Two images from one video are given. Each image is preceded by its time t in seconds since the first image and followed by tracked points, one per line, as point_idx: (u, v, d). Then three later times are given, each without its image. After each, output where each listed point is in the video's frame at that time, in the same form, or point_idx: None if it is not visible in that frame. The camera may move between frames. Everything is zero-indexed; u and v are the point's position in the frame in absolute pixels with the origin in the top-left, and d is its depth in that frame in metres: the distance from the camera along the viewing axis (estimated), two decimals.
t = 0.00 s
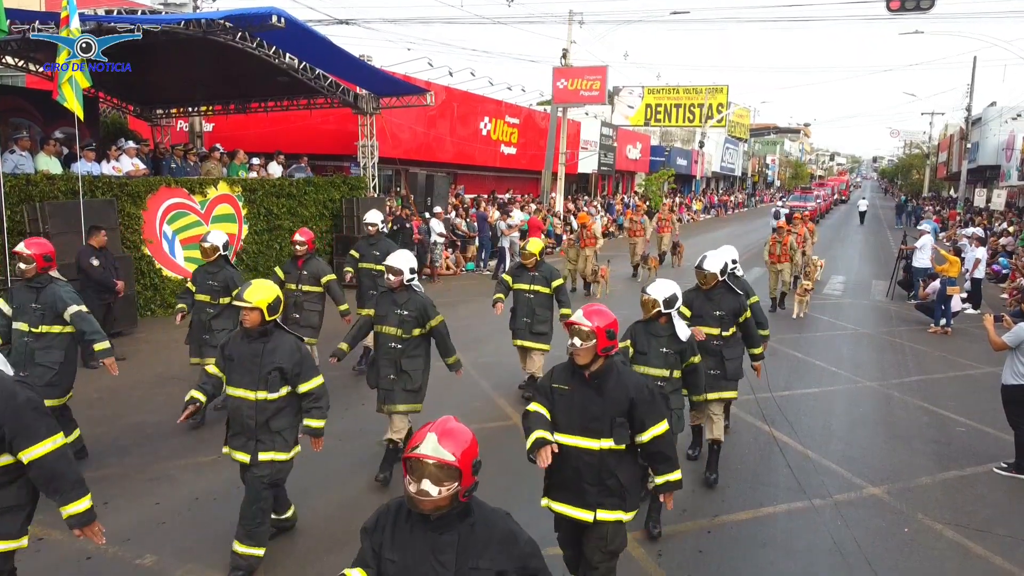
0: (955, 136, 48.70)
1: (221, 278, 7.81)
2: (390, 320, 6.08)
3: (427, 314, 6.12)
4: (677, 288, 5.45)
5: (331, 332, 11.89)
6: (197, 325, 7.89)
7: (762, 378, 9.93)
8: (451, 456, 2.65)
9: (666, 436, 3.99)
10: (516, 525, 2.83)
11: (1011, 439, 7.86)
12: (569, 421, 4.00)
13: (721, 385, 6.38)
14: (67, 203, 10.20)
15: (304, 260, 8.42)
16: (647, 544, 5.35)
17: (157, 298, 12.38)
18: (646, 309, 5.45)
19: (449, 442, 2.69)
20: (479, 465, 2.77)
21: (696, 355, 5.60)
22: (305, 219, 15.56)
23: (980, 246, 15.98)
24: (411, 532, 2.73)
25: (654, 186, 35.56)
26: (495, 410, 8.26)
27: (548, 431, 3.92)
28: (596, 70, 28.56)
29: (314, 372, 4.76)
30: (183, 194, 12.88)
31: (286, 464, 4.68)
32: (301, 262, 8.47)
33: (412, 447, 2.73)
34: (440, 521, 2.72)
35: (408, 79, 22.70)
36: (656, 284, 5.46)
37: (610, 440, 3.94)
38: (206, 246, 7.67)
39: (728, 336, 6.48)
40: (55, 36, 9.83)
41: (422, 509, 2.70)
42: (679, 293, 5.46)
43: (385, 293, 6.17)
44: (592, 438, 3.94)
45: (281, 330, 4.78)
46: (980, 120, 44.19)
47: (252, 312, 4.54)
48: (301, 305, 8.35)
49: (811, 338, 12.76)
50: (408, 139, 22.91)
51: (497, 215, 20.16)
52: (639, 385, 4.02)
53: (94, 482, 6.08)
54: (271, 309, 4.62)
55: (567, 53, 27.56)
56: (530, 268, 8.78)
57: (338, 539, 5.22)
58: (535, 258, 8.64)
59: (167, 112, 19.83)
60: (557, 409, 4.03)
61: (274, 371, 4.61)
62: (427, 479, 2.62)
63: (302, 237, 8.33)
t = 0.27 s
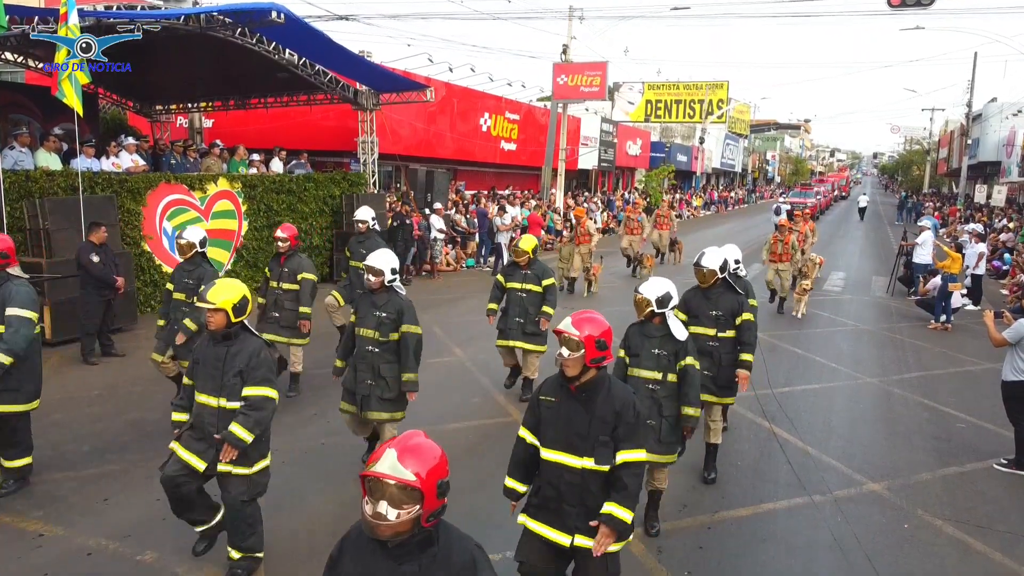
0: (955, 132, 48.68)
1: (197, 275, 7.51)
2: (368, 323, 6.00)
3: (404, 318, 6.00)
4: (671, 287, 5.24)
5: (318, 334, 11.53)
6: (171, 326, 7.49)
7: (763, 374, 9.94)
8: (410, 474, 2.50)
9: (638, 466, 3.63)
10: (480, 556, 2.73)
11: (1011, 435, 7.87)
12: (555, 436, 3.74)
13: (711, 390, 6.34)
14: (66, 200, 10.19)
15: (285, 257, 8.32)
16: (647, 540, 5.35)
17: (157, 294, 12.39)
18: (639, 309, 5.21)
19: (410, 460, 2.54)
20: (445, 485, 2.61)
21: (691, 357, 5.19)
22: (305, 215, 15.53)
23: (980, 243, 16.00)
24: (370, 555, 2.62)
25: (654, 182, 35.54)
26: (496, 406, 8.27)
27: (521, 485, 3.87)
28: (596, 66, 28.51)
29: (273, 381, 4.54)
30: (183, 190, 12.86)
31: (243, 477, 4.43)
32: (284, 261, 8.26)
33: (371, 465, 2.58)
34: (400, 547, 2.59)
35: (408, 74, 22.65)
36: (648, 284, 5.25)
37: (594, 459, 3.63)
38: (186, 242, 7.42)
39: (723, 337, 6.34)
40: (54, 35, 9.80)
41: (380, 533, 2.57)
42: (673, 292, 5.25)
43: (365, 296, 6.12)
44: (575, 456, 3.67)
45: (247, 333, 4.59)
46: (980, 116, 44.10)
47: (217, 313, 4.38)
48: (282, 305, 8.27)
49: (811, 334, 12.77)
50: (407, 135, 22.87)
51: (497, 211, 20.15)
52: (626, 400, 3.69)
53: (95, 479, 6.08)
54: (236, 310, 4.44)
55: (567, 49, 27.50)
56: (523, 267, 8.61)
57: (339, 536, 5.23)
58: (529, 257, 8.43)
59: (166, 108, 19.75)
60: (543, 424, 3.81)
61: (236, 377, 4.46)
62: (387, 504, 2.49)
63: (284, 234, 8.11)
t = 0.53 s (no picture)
0: (956, 128, 48.63)
1: (166, 278, 7.29)
2: (340, 327, 5.88)
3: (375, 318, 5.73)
4: (658, 291, 4.95)
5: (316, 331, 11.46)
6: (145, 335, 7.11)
7: (762, 370, 9.94)
8: (336, 519, 2.34)
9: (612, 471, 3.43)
10: None
11: (1011, 432, 7.87)
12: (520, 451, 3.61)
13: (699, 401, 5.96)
14: (65, 196, 10.17)
15: (261, 259, 8.11)
16: (647, 536, 5.35)
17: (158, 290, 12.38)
18: (624, 314, 4.94)
19: (337, 506, 2.37)
20: (379, 530, 2.43)
21: (676, 355, 4.93)
22: (305, 211, 15.51)
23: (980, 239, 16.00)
24: None
25: (654, 178, 35.51)
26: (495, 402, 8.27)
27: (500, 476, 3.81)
28: (597, 62, 28.45)
29: (221, 393, 4.16)
30: (182, 186, 12.84)
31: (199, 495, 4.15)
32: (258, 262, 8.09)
33: (296, 510, 2.45)
34: None
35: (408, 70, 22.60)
36: (633, 288, 4.95)
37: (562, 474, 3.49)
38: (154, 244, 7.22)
39: (713, 345, 5.99)
40: (54, 34, 9.78)
41: None
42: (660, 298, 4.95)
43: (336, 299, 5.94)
44: (541, 472, 3.54)
45: (196, 343, 4.22)
46: (981, 111, 44.00)
47: (164, 323, 4.04)
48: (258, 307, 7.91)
49: (811, 330, 12.78)
50: (407, 131, 22.83)
51: (497, 207, 20.14)
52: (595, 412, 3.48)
53: (95, 475, 6.08)
54: (185, 319, 4.09)
55: (567, 44, 27.42)
56: (508, 268, 8.20)
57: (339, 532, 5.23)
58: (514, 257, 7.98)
59: (166, 104, 19.67)
60: (510, 438, 3.67)
61: (185, 391, 4.10)
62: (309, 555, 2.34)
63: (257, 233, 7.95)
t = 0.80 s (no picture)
0: (956, 127, 48.62)
1: (137, 278, 7.12)
2: (311, 327, 5.57)
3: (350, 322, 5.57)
4: (645, 293, 4.76)
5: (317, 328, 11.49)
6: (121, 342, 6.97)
7: (762, 368, 9.96)
8: (257, 541, 2.39)
9: (595, 493, 3.20)
10: None
11: (1011, 430, 7.87)
12: (488, 468, 3.24)
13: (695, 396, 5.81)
14: (65, 194, 10.17)
15: (236, 257, 7.73)
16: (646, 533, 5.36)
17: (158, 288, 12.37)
18: (609, 316, 4.75)
19: (259, 526, 2.43)
20: (306, 551, 2.50)
21: (666, 369, 4.77)
22: (305, 209, 15.51)
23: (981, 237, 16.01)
24: None
25: (654, 177, 35.51)
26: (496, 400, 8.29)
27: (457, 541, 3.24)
28: (597, 60, 28.40)
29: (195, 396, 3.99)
30: (182, 184, 12.84)
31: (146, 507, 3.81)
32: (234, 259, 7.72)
33: (213, 533, 2.49)
34: None
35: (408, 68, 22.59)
36: (619, 289, 4.77)
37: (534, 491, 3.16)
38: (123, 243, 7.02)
39: (705, 345, 5.89)
40: (54, 33, 9.77)
41: None
42: (647, 298, 4.77)
43: (308, 299, 5.67)
44: (512, 488, 3.18)
45: (154, 346, 3.96)
46: (982, 109, 43.94)
47: (115, 324, 3.75)
48: (235, 308, 7.68)
49: (811, 328, 12.79)
50: (407, 129, 22.80)
51: (497, 206, 20.17)
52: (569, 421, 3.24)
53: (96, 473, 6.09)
54: (137, 320, 3.80)
55: (568, 42, 27.36)
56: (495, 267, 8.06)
57: (339, 529, 5.24)
58: (501, 254, 7.91)
59: (166, 102, 19.62)
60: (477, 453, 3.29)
61: (139, 396, 3.83)
62: None
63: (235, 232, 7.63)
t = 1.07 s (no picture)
0: (956, 127, 48.63)
1: (107, 285, 6.90)
2: (284, 337, 5.15)
3: (330, 330, 5.18)
4: (638, 304, 4.50)
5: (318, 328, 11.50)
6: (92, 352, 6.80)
7: (762, 368, 9.95)
8: None
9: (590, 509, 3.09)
10: None
11: (1010, 430, 7.87)
12: (459, 492, 3.00)
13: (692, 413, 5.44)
14: (65, 194, 10.16)
15: (214, 262, 7.66)
16: (646, 534, 5.35)
17: (158, 288, 12.35)
18: (600, 327, 4.51)
19: None
20: None
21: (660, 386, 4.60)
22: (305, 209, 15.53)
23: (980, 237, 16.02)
24: None
25: (654, 176, 35.52)
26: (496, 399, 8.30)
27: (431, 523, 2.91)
28: (597, 60, 28.40)
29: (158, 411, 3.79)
30: (182, 184, 12.83)
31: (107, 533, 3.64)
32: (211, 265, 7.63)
33: None
34: None
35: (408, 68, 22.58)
36: (611, 299, 4.50)
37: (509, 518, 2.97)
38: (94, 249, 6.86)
39: (703, 354, 5.54)
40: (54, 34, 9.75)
41: None
42: (639, 310, 4.50)
43: (281, 306, 5.28)
44: (486, 515, 2.97)
45: (105, 362, 3.70)
46: (982, 108, 43.90)
47: (64, 341, 3.50)
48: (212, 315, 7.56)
49: (811, 328, 12.80)
50: (407, 129, 22.79)
51: (497, 206, 20.21)
52: (549, 443, 3.06)
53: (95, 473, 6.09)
54: (88, 336, 3.57)
55: (568, 42, 27.35)
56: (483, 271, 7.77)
57: (339, 529, 5.24)
58: (490, 260, 7.65)
59: (166, 102, 19.60)
60: (444, 474, 3.03)
61: (94, 418, 3.59)
62: None
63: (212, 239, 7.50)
